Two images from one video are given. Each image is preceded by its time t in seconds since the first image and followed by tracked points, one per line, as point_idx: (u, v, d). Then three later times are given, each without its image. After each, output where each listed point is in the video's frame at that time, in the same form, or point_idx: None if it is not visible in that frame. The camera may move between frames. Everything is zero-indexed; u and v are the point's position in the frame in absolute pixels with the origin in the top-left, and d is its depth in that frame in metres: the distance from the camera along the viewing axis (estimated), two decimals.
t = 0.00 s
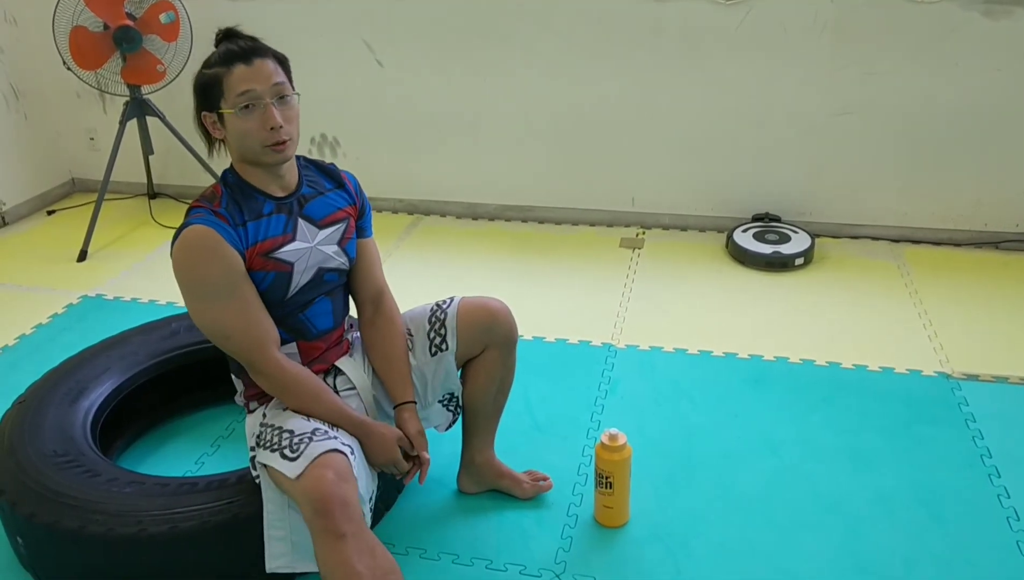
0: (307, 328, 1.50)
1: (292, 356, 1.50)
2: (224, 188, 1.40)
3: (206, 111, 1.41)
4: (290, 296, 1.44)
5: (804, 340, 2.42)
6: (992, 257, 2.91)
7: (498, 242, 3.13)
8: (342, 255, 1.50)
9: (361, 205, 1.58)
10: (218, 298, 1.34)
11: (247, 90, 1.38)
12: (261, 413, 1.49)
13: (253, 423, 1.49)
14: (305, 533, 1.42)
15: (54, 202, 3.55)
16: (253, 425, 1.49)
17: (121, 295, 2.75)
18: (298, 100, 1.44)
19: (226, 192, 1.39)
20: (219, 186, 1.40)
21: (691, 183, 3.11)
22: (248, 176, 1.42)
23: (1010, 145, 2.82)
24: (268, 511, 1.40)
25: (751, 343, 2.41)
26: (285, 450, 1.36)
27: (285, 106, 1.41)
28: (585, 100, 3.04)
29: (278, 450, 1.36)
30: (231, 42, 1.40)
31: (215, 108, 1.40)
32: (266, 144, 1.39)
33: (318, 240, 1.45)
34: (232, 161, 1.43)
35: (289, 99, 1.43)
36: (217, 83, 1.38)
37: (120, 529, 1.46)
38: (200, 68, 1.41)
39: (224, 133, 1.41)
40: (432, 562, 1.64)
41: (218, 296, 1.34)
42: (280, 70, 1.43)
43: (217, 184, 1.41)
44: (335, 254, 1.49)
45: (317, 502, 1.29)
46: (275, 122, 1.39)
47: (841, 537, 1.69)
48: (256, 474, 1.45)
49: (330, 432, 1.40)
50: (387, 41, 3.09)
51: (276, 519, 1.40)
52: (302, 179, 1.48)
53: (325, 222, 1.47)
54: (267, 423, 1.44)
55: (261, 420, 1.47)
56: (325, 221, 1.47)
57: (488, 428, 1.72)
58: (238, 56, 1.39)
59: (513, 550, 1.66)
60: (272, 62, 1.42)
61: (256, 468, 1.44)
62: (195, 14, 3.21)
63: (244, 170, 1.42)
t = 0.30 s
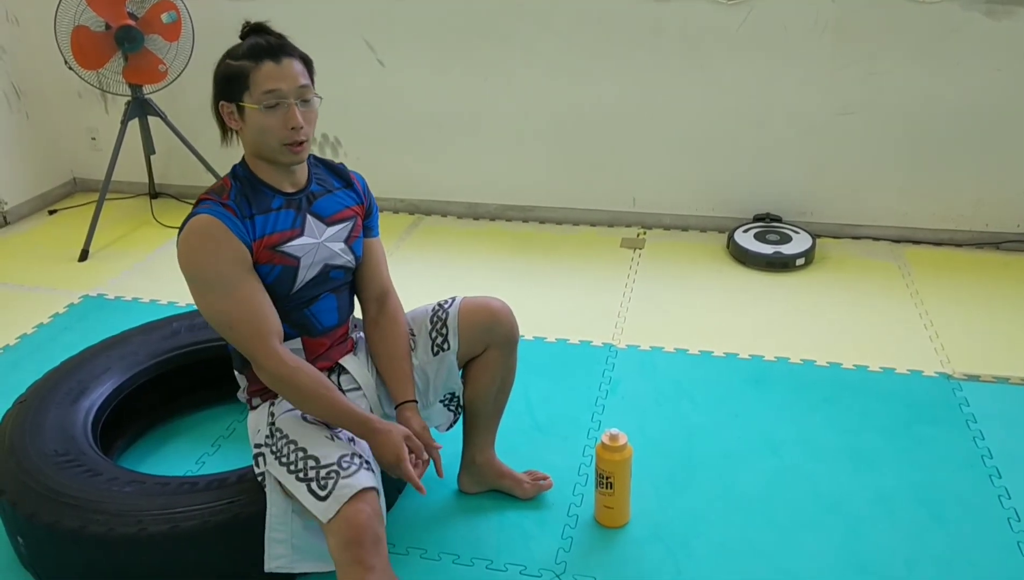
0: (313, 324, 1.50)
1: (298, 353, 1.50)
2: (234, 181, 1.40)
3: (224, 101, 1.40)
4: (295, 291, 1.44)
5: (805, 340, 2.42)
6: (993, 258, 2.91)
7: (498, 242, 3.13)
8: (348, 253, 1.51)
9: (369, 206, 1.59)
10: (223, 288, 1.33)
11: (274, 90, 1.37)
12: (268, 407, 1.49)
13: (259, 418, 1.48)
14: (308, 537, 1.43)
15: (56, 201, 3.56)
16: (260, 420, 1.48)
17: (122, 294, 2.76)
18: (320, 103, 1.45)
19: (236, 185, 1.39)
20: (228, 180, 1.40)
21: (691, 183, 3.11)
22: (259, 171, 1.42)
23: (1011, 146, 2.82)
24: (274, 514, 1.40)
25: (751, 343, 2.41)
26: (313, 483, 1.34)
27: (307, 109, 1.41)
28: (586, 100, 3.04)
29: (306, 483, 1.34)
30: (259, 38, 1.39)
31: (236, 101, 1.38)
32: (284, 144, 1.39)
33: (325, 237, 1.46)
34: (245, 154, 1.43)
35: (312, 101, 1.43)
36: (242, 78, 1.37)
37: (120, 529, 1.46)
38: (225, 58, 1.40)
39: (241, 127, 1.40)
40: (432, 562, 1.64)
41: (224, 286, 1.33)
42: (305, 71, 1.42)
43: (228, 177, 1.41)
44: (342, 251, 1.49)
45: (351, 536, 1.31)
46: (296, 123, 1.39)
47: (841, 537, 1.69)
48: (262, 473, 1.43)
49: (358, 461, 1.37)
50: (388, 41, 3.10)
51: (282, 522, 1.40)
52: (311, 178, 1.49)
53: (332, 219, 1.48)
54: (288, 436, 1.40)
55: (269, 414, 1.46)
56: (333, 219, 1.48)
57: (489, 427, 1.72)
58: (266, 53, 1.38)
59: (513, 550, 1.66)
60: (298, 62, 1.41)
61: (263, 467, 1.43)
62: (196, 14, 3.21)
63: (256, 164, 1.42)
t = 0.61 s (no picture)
0: (316, 319, 1.49)
1: (299, 347, 1.49)
2: (241, 171, 1.39)
3: (243, 94, 1.40)
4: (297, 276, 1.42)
5: (805, 339, 2.42)
6: (993, 256, 2.90)
7: (498, 241, 3.13)
8: (350, 251, 1.52)
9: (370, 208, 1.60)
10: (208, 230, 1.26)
11: (297, 89, 1.38)
12: (269, 402, 1.48)
13: (260, 415, 1.48)
14: (309, 536, 1.43)
15: (55, 200, 3.55)
16: (261, 417, 1.48)
17: (122, 293, 2.76)
18: (338, 107, 1.45)
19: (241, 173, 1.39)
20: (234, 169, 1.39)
21: (691, 182, 3.11)
22: (268, 164, 1.42)
23: (1012, 143, 2.81)
24: (274, 511, 1.40)
25: (751, 341, 2.41)
26: (319, 487, 1.33)
27: (327, 111, 1.42)
28: (586, 98, 3.03)
29: (312, 485, 1.34)
30: (287, 37, 1.40)
31: (257, 95, 1.38)
32: (298, 142, 1.40)
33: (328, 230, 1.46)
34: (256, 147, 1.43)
35: (331, 104, 1.43)
36: (266, 73, 1.37)
37: (120, 528, 1.46)
38: (251, 51, 1.40)
39: (258, 121, 1.40)
40: (432, 560, 1.64)
41: (210, 238, 1.25)
42: (327, 74, 1.43)
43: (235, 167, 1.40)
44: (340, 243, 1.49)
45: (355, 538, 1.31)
46: (315, 124, 1.39)
47: (841, 536, 1.69)
48: (264, 470, 1.43)
49: (364, 468, 1.37)
50: (387, 39, 3.09)
51: (282, 519, 1.40)
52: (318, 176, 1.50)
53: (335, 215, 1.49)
54: (295, 435, 1.39)
55: (270, 410, 1.46)
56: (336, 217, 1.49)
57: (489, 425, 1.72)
58: (293, 52, 1.39)
59: (513, 549, 1.66)
60: (320, 64, 1.42)
61: (265, 463, 1.43)
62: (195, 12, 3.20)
63: (266, 157, 1.42)
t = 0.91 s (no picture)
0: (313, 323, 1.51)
1: (295, 350, 1.49)
2: (242, 173, 1.41)
3: (245, 93, 1.40)
4: (291, 279, 1.45)
5: (803, 340, 2.42)
6: (991, 258, 2.91)
7: (497, 243, 3.13)
8: (347, 255, 1.53)
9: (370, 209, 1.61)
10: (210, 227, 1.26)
11: (298, 88, 1.38)
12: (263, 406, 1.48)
13: (255, 419, 1.48)
14: (307, 536, 1.43)
15: (54, 202, 3.55)
16: (256, 420, 1.48)
17: (121, 295, 2.75)
18: (339, 111, 1.44)
19: (241, 174, 1.41)
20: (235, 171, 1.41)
21: (690, 184, 3.11)
22: (268, 164, 1.42)
23: (1009, 145, 2.82)
24: (271, 512, 1.40)
25: (749, 343, 2.41)
26: (297, 463, 1.33)
27: (328, 114, 1.41)
28: (584, 100, 3.04)
29: (290, 463, 1.34)
30: (292, 41, 1.41)
31: (258, 94, 1.39)
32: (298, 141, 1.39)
33: (326, 235, 1.48)
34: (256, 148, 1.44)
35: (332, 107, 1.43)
36: (269, 72, 1.38)
37: (119, 531, 1.46)
38: (255, 53, 1.41)
39: (258, 120, 1.40)
40: (431, 563, 1.64)
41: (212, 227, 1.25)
42: (330, 77, 1.43)
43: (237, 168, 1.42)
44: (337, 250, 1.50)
45: (330, 508, 1.29)
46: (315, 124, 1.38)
47: (841, 538, 1.69)
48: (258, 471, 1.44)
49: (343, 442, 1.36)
50: (386, 41, 3.09)
51: (279, 520, 1.40)
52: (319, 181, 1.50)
53: (334, 220, 1.49)
54: (276, 426, 1.40)
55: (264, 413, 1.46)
56: (336, 221, 1.50)
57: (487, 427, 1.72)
58: (297, 54, 1.39)
59: (512, 551, 1.66)
60: (323, 67, 1.42)
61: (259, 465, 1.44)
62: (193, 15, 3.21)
63: (266, 158, 1.42)
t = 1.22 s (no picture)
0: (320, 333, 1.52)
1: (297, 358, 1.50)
2: (252, 190, 1.39)
3: (254, 106, 1.40)
4: (302, 300, 1.45)
5: (802, 342, 2.42)
6: (990, 260, 2.91)
7: (495, 245, 3.13)
8: (355, 264, 1.52)
9: (378, 200, 1.62)
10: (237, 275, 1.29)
11: (313, 103, 1.39)
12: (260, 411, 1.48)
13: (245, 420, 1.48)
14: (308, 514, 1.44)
15: (53, 204, 3.55)
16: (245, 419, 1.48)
17: (120, 297, 2.76)
18: (351, 121, 1.47)
19: (252, 191, 1.39)
20: (245, 186, 1.39)
21: (689, 186, 3.11)
22: (279, 180, 1.42)
23: (1008, 147, 2.83)
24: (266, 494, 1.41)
25: (748, 345, 2.42)
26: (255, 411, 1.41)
27: (340, 126, 1.43)
28: (583, 102, 3.04)
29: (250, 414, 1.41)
30: (301, 49, 1.41)
31: (269, 108, 1.39)
32: (313, 155, 1.40)
33: (334, 248, 1.47)
34: (265, 161, 1.43)
35: (343, 118, 1.45)
36: (281, 86, 1.38)
37: (118, 532, 1.46)
38: (263, 63, 1.40)
39: (270, 134, 1.40)
40: (430, 564, 1.64)
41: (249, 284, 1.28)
42: (341, 87, 1.44)
43: (245, 183, 1.40)
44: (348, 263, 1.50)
45: (296, 446, 1.33)
46: (331, 138, 1.41)
47: (840, 541, 1.69)
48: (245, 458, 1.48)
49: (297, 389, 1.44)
50: (385, 43, 3.10)
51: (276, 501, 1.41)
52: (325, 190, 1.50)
53: (341, 229, 1.49)
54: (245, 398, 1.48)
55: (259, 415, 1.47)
56: (342, 230, 1.49)
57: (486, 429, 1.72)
58: (308, 66, 1.39)
59: (511, 553, 1.66)
60: (333, 76, 1.43)
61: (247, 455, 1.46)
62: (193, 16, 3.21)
63: (277, 173, 1.42)
